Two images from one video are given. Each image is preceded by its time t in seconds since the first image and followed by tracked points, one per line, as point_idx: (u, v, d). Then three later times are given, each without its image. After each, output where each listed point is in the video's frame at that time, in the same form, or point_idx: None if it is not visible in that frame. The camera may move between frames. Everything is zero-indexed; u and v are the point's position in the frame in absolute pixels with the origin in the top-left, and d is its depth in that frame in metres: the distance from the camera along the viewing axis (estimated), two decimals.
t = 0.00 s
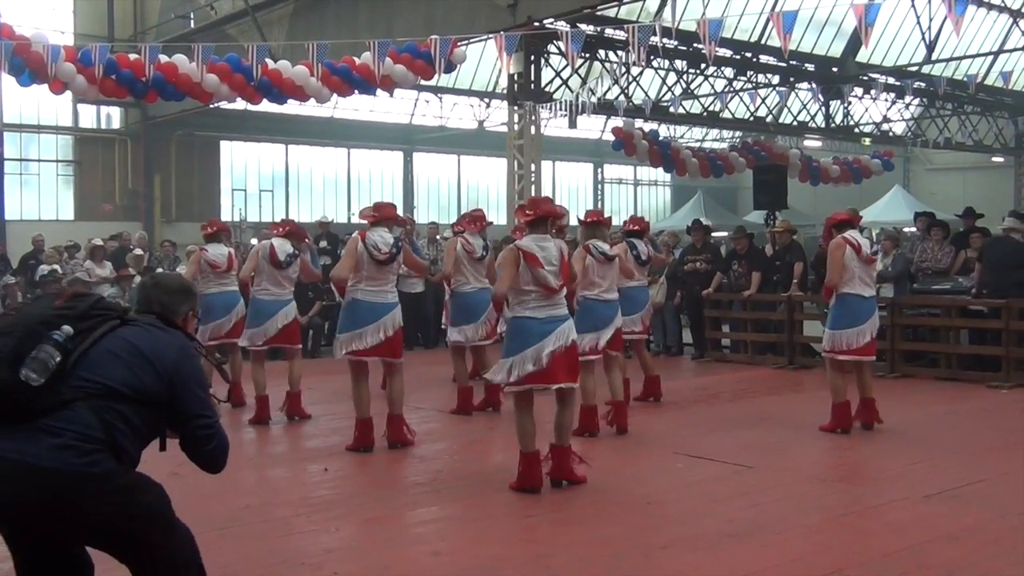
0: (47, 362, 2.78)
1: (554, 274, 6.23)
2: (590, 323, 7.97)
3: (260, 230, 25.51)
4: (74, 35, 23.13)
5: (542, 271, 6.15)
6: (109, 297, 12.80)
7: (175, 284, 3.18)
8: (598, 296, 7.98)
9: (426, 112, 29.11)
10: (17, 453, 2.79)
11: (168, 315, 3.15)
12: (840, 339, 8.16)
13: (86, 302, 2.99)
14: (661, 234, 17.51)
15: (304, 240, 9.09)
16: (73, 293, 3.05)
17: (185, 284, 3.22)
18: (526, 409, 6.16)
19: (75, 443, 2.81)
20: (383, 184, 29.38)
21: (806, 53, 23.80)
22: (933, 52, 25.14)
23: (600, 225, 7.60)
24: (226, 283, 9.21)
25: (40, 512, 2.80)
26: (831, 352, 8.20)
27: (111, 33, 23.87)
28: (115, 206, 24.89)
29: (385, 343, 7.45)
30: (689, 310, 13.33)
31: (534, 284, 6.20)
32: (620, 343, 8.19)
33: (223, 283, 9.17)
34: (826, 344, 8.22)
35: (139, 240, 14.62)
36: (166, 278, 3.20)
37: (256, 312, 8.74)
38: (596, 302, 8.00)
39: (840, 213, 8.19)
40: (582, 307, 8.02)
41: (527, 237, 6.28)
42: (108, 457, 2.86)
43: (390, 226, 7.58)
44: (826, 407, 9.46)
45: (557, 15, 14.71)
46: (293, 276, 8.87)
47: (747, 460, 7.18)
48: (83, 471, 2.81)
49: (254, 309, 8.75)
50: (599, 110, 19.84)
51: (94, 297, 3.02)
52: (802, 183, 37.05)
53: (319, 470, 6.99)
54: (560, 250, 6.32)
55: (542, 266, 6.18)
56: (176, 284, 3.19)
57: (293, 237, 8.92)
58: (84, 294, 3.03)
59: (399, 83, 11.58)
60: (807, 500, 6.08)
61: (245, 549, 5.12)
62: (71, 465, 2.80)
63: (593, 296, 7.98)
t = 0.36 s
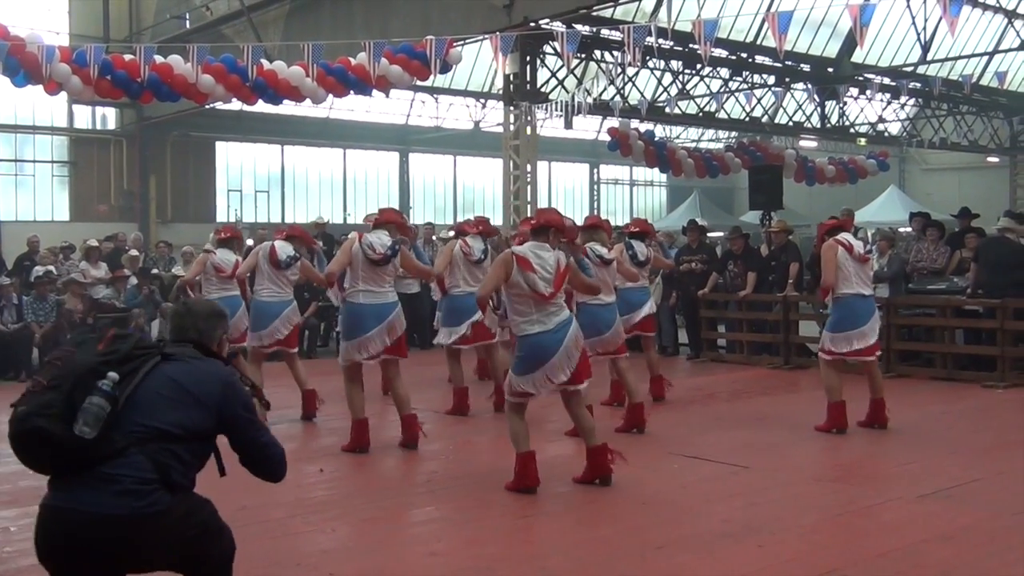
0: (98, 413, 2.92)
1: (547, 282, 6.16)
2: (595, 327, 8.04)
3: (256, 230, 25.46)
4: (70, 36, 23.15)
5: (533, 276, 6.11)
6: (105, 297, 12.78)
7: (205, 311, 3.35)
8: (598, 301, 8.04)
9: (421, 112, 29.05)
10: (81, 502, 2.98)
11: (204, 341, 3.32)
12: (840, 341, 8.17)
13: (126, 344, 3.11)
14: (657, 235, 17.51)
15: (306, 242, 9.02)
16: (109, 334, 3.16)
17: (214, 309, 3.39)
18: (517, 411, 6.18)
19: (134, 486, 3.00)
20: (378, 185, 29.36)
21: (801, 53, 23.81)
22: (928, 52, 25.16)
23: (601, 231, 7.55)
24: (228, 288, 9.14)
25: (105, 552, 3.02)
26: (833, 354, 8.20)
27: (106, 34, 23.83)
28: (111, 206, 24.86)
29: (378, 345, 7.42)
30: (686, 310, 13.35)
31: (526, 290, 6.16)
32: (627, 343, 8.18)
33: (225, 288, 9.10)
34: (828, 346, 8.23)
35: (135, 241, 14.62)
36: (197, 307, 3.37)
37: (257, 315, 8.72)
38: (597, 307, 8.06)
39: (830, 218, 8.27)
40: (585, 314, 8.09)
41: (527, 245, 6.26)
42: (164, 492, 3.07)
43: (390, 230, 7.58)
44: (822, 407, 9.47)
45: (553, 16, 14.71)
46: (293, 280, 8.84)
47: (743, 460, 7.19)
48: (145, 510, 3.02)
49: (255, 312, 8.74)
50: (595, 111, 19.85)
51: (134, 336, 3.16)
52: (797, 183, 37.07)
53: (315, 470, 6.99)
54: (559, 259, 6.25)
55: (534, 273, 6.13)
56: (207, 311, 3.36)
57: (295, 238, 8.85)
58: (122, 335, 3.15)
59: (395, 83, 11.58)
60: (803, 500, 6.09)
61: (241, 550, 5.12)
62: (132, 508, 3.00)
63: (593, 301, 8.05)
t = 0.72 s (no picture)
0: (84, 483, 2.90)
1: (544, 273, 6.17)
2: (576, 322, 8.06)
3: (252, 230, 25.44)
4: (65, 37, 23.13)
5: (530, 268, 6.10)
6: (101, 297, 12.77)
7: (205, 362, 3.32)
8: (585, 297, 8.04)
9: (417, 112, 29.05)
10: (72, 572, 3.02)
11: (201, 394, 3.28)
12: (836, 338, 8.12)
13: (116, 405, 3.07)
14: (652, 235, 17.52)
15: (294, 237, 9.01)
16: (102, 394, 3.13)
17: (215, 359, 3.35)
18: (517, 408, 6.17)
19: (123, 555, 3.02)
20: (374, 185, 29.34)
21: (797, 52, 23.84)
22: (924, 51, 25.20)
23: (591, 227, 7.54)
24: (217, 284, 9.13)
25: None
26: (829, 350, 8.15)
27: (102, 34, 23.80)
28: (106, 207, 24.83)
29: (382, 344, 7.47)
30: (682, 309, 13.36)
31: (524, 283, 6.16)
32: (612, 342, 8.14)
33: (213, 284, 9.09)
34: (822, 343, 8.17)
35: (131, 242, 14.62)
36: (198, 358, 3.33)
37: (248, 312, 8.73)
38: (581, 302, 8.06)
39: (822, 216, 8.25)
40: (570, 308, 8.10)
41: (521, 237, 6.25)
42: (155, 554, 3.09)
43: (383, 227, 7.58)
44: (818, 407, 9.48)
45: (548, 15, 14.73)
46: (285, 277, 8.83)
47: (740, 460, 7.19)
48: None
49: (246, 308, 8.73)
50: (591, 111, 19.86)
51: (124, 395, 3.11)
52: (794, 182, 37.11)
53: (312, 470, 6.99)
54: (554, 249, 6.27)
55: (533, 265, 6.13)
56: (207, 362, 3.33)
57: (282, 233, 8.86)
58: (114, 395, 3.11)
59: (391, 83, 11.60)
60: (800, 499, 6.09)
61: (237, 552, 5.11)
62: None
63: (579, 296, 8.06)
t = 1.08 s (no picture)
0: (71, 480, 2.91)
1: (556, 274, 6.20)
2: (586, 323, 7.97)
3: (249, 229, 25.43)
4: (61, 36, 23.05)
5: (547, 271, 6.09)
6: (97, 296, 12.74)
7: (206, 373, 3.31)
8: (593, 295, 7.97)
9: (415, 111, 29.03)
10: (51, 569, 3.02)
11: (200, 403, 3.28)
12: (839, 336, 8.11)
13: (110, 406, 3.07)
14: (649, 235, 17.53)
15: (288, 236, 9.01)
16: (101, 394, 3.14)
17: (217, 370, 3.34)
18: (518, 411, 6.18)
19: (101, 556, 3.01)
20: (371, 183, 29.32)
21: (794, 51, 23.83)
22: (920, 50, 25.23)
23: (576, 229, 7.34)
24: (214, 284, 9.10)
25: None
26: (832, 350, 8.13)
27: (99, 33, 23.70)
28: (103, 206, 24.79)
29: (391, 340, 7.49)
30: (679, 308, 13.36)
31: (538, 284, 6.15)
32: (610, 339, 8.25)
33: (211, 284, 9.07)
34: (826, 343, 8.14)
35: (128, 241, 14.59)
36: (200, 367, 3.33)
37: (253, 312, 8.68)
38: (590, 302, 8.00)
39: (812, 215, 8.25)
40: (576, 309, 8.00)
41: (527, 237, 6.16)
42: (133, 557, 3.08)
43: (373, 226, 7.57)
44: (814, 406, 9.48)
45: (545, 14, 14.72)
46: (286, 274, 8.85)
47: (737, 459, 7.19)
48: None
49: (249, 307, 8.69)
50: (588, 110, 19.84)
51: (121, 397, 3.12)
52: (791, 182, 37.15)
53: (308, 470, 6.97)
54: (557, 248, 6.29)
55: (548, 267, 6.12)
56: (209, 372, 3.32)
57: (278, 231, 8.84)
58: (112, 396, 3.12)
59: (387, 82, 11.59)
60: (796, 498, 6.09)
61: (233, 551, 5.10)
62: None
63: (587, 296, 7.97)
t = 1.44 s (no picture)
0: (82, 472, 2.91)
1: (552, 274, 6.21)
2: (591, 323, 8.01)
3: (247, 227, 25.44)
4: (59, 33, 23.00)
5: (547, 273, 6.09)
6: (94, 294, 12.73)
7: (211, 372, 3.32)
8: (592, 295, 7.94)
9: (413, 109, 29.01)
10: (58, 561, 3.02)
11: (208, 403, 3.28)
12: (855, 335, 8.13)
13: (122, 402, 3.09)
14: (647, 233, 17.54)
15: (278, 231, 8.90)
16: (112, 390, 3.16)
17: (222, 371, 3.35)
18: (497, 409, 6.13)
19: (109, 548, 3.01)
20: (370, 182, 29.31)
21: (792, 51, 23.79)
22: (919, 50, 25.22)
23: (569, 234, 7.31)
24: (207, 284, 9.09)
25: None
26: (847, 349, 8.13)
27: (97, 30, 23.70)
28: (101, 204, 24.76)
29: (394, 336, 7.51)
30: (677, 307, 13.36)
31: (537, 285, 6.16)
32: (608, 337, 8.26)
33: (205, 284, 9.06)
34: (841, 342, 8.12)
35: (126, 238, 14.58)
36: (204, 367, 3.33)
37: (252, 310, 8.62)
38: (589, 301, 7.96)
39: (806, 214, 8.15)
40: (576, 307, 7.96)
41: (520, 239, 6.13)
42: (139, 551, 3.06)
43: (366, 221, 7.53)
44: (812, 405, 9.49)
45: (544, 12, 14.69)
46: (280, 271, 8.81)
47: (735, 457, 7.20)
48: (118, 571, 3.02)
49: (247, 306, 8.64)
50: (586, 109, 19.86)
51: (131, 394, 3.13)
52: (789, 181, 37.16)
53: (306, 467, 6.98)
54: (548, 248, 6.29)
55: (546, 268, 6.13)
56: (213, 371, 3.32)
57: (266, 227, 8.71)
58: (123, 391, 3.14)
59: (386, 80, 11.57)
60: (794, 497, 6.10)
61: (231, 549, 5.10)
62: (106, 570, 3.01)
63: (588, 295, 7.93)
